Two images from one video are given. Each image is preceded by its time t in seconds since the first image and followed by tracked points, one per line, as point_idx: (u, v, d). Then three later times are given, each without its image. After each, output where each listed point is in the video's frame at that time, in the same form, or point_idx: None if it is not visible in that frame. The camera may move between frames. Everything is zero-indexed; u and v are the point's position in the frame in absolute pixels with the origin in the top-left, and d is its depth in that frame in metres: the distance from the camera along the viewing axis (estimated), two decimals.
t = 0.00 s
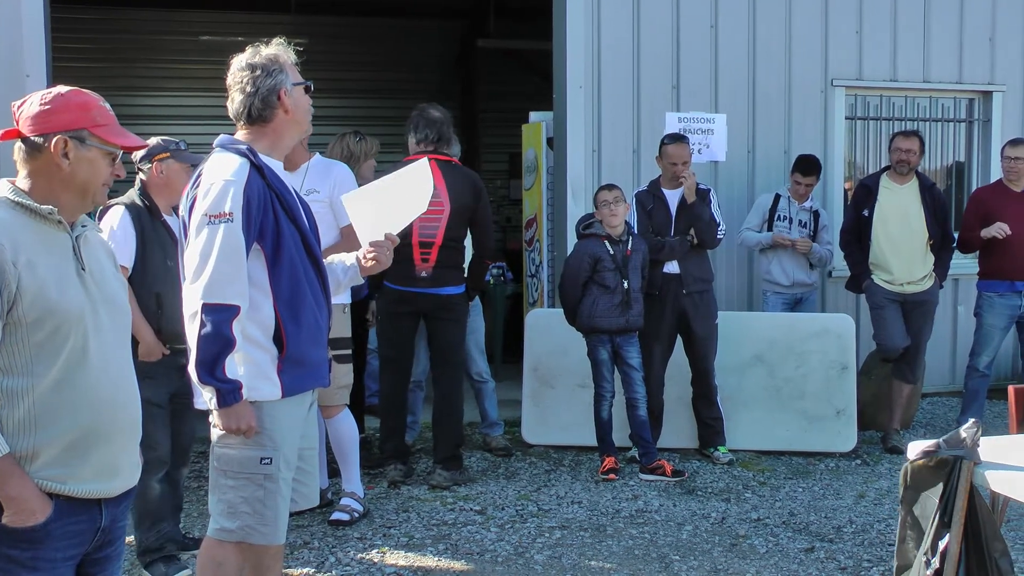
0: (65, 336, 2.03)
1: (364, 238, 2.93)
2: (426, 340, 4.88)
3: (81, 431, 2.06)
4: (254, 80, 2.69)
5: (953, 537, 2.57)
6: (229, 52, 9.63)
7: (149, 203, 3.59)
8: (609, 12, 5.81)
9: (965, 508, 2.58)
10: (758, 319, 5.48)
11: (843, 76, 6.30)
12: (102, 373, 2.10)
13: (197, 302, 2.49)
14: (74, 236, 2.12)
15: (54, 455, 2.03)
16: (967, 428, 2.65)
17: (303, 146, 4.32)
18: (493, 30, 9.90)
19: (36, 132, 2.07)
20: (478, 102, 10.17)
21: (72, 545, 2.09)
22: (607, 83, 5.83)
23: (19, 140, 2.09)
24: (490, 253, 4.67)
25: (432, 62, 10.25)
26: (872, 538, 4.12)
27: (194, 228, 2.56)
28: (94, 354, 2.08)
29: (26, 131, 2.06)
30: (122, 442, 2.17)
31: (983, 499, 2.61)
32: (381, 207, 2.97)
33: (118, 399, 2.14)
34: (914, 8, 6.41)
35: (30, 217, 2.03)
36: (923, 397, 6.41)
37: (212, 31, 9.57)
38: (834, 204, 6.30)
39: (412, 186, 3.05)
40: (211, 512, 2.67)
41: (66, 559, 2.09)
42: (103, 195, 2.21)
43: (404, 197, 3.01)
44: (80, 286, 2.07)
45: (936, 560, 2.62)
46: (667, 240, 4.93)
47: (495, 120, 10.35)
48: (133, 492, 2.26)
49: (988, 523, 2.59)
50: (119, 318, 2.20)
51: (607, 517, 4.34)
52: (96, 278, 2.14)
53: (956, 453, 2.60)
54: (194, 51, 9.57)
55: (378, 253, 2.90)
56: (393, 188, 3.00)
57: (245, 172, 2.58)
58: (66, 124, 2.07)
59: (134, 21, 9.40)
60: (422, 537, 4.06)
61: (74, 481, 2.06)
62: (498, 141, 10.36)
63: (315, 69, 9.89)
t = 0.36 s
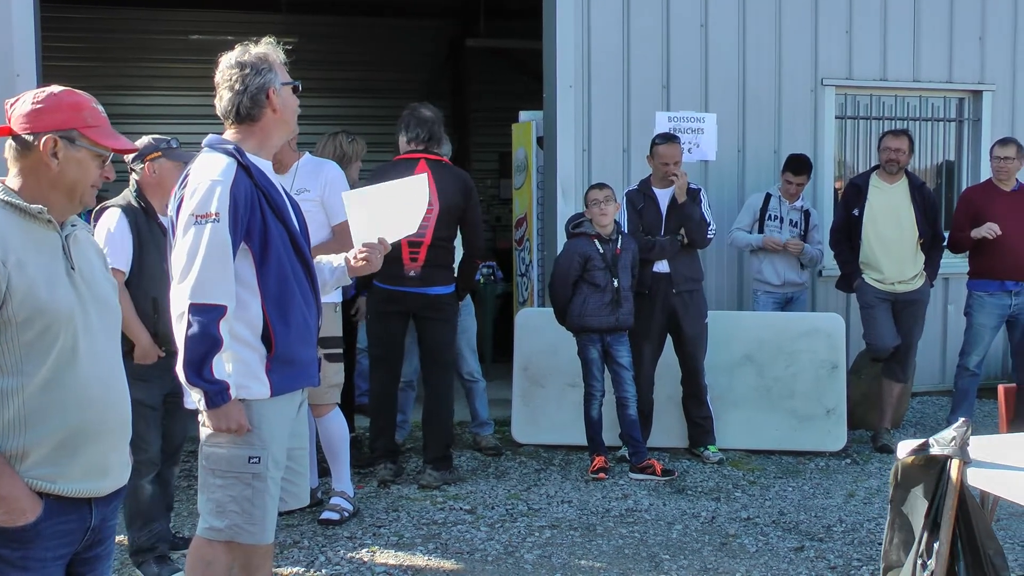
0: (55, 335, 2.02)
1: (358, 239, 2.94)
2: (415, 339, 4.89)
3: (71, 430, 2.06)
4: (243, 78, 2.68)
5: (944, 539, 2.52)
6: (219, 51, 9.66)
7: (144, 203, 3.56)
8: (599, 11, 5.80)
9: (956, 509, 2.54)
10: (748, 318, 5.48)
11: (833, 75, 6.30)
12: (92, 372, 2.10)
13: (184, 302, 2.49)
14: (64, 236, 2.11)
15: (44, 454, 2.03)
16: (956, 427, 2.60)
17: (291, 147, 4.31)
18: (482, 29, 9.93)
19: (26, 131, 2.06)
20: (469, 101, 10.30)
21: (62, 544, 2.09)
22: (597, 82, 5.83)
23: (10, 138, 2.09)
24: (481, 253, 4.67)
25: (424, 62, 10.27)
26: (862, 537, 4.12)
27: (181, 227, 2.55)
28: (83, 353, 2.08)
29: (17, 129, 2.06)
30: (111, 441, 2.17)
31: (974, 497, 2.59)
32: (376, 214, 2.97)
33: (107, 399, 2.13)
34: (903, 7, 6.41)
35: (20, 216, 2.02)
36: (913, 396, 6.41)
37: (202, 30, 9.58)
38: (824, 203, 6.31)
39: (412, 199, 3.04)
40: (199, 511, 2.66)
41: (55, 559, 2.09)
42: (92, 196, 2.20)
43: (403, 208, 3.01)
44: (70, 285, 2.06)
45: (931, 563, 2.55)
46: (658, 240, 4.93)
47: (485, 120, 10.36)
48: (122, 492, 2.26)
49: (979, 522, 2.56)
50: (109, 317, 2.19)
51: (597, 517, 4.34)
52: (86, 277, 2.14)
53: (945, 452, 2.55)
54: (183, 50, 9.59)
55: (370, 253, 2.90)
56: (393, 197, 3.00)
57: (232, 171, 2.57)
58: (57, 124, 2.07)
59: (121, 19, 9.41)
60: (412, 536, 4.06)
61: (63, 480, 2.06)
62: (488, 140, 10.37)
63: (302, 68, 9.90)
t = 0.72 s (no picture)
0: (48, 335, 2.01)
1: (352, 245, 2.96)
2: (408, 338, 4.89)
3: (63, 430, 2.05)
4: (239, 78, 2.67)
5: (937, 539, 2.52)
6: (213, 51, 9.66)
7: (139, 204, 3.54)
8: (592, 10, 5.80)
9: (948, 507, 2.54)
10: (741, 317, 5.49)
11: (826, 75, 6.30)
12: (85, 372, 2.09)
13: (178, 302, 2.48)
14: (57, 235, 2.10)
15: (37, 454, 2.03)
16: (948, 427, 2.64)
17: (286, 146, 4.28)
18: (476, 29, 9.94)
19: (21, 130, 2.07)
20: (464, 101, 10.25)
21: (56, 544, 2.09)
22: (591, 82, 5.83)
23: (5, 137, 2.09)
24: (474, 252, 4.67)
25: (419, 62, 10.27)
26: (856, 537, 4.13)
27: (174, 226, 2.54)
28: (76, 353, 2.07)
29: (13, 127, 2.07)
30: (105, 441, 2.16)
31: (966, 497, 2.59)
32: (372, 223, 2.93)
33: (100, 399, 2.13)
34: (896, 7, 6.42)
35: (13, 216, 2.01)
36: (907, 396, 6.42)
37: (196, 30, 9.60)
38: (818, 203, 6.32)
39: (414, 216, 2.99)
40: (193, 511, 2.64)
41: (49, 559, 2.09)
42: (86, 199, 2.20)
43: (401, 222, 2.96)
44: (63, 285, 2.06)
45: (923, 560, 2.56)
46: (653, 240, 4.91)
47: (479, 119, 10.38)
48: (116, 492, 2.26)
49: (970, 522, 2.57)
50: (102, 317, 2.19)
51: (591, 516, 4.34)
52: (79, 277, 2.13)
53: (938, 452, 2.56)
54: (177, 49, 9.59)
55: (362, 261, 2.92)
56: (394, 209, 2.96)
57: (226, 171, 2.56)
58: (51, 124, 2.07)
59: (115, 18, 9.41)
60: (406, 536, 4.06)
61: (57, 480, 2.06)
62: (481, 139, 10.39)
63: (298, 67, 9.90)
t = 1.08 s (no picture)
0: (45, 335, 2.01)
1: (345, 247, 2.96)
2: (405, 337, 4.90)
3: (60, 430, 2.05)
4: (238, 77, 2.67)
5: (936, 538, 2.51)
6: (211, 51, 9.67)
7: (137, 204, 3.55)
8: (590, 10, 5.81)
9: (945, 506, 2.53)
10: (740, 317, 5.49)
11: (823, 75, 6.31)
12: (81, 371, 2.09)
13: (182, 300, 2.46)
14: (56, 235, 2.10)
15: (35, 453, 2.03)
16: (946, 427, 2.65)
17: (285, 145, 4.26)
18: (474, 29, 9.95)
19: (15, 129, 2.06)
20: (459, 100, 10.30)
21: (53, 544, 2.10)
22: (588, 82, 5.83)
23: None
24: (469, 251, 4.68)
25: (417, 61, 10.28)
26: (853, 537, 4.13)
27: (177, 224, 2.52)
28: (74, 353, 2.07)
29: (6, 127, 2.06)
30: (102, 441, 2.17)
31: (963, 497, 2.59)
32: (366, 225, 2.98)
33: (97, 399, 2.13)
34: (892, 7, 6.42)
35: (11, 216, 2.01)
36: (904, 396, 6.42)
37: (194, 30, 9.61)
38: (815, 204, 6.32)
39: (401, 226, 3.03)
40: (191, 511, 2.63)
41: (46, 558, 2.09)
42: (79, 197, 2.20)
43: (394, 228, 3.00)
44: (60, 284, 2.06)
45: (919, 559, 2.57)
46: (648, 242, 4.95)
47: (476, 119, 10.40)
48: (113, 491, 2.26)
49: (968, 523, 2.56)
50: (99, 317, 2.19)
51: (588, 516, 4.34)
52: (77, 277, 2.13)
53: (935, 452, 2.56)
54: (175, 49, 9.60)
55: (354, 264, 2.91)
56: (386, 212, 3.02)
57: (229, 170, 2.55)
58: (45, 123, 2.07)
59: (113, 18, 9.42)
60: (403, 536, 4.06)
61: (54, 480, 2.06)
62: (479, 139, 10.40)
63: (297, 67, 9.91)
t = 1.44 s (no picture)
0: (44, 335, 2.01)
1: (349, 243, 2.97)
2: (402, 337, 4.90)
3: (59, 430, 2.05)
4: (234, 79, 2.67)
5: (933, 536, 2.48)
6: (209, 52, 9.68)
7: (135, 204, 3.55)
8: (587, 10, 5.81)
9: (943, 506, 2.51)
10: (737, 317, 5.49)
11: (821, 75, 6.31)
12: (81, 371, 2.09)
13: (177, 302, 2.46)
14: (54, 235, 2.10)
15: (34, 453, 2.03)
16: (944, 426, 2.65)
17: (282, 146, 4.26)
18: (471, 29, 9.95)
19: None
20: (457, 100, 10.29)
21: (51, 545, 2.09)
22: (586, 83, 5.83)
23: None
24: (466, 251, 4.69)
25: (415, 62, 10.29)
26: (851, 536, 4.13)
27: (171, 226, 2.52)
28: (73, 353, 2.07)
29: None
30: (101, 441, 2.16)
31: (960, 495, 2.58)
32: (365, 217, 2.97)
33: (96, 399, 2.13)
34: (889, 7, 6.42)
35: (9, 216, 2.01)
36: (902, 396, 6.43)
37: (192, 30, 9.61)
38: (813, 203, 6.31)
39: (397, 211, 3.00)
40: (189, 512, 2.62)
41: (44, 559, 2.09)
42: (76, 193, 2.18)
43: (393, 217, 2.99)
44: (59, 284, 2.06)
45: (917, 559, 2.56)
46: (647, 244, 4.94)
47: (473, 119, 10.40)
48: (112, 492, 2.26)
49: (966, 523, 2.55)
50: (99, 317, 2.19)
51: (586, 516, 4.34)
52: (76, 277, 2.13)
53: (933, 451, 2.56)
54: (173, 50, 9.60)
55: (359, 258, 2.94)
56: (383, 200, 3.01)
57: (224, 171, 2.55)
58: (23, 120, 2.07)
59: (111, 19, 9.43)
60: (401, 536, 4.06)
61: (53, 480, 2.06)
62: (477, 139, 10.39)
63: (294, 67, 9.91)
